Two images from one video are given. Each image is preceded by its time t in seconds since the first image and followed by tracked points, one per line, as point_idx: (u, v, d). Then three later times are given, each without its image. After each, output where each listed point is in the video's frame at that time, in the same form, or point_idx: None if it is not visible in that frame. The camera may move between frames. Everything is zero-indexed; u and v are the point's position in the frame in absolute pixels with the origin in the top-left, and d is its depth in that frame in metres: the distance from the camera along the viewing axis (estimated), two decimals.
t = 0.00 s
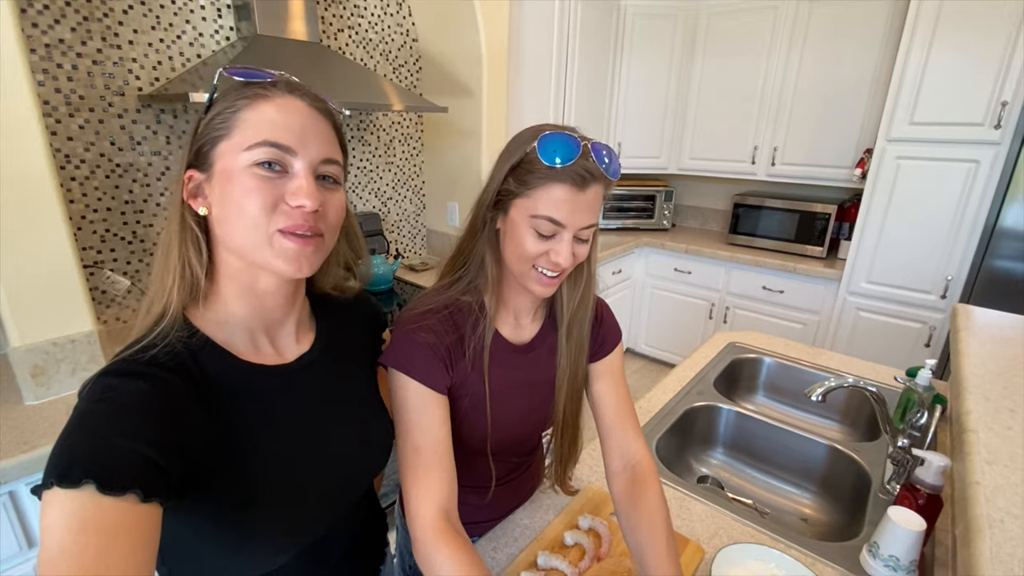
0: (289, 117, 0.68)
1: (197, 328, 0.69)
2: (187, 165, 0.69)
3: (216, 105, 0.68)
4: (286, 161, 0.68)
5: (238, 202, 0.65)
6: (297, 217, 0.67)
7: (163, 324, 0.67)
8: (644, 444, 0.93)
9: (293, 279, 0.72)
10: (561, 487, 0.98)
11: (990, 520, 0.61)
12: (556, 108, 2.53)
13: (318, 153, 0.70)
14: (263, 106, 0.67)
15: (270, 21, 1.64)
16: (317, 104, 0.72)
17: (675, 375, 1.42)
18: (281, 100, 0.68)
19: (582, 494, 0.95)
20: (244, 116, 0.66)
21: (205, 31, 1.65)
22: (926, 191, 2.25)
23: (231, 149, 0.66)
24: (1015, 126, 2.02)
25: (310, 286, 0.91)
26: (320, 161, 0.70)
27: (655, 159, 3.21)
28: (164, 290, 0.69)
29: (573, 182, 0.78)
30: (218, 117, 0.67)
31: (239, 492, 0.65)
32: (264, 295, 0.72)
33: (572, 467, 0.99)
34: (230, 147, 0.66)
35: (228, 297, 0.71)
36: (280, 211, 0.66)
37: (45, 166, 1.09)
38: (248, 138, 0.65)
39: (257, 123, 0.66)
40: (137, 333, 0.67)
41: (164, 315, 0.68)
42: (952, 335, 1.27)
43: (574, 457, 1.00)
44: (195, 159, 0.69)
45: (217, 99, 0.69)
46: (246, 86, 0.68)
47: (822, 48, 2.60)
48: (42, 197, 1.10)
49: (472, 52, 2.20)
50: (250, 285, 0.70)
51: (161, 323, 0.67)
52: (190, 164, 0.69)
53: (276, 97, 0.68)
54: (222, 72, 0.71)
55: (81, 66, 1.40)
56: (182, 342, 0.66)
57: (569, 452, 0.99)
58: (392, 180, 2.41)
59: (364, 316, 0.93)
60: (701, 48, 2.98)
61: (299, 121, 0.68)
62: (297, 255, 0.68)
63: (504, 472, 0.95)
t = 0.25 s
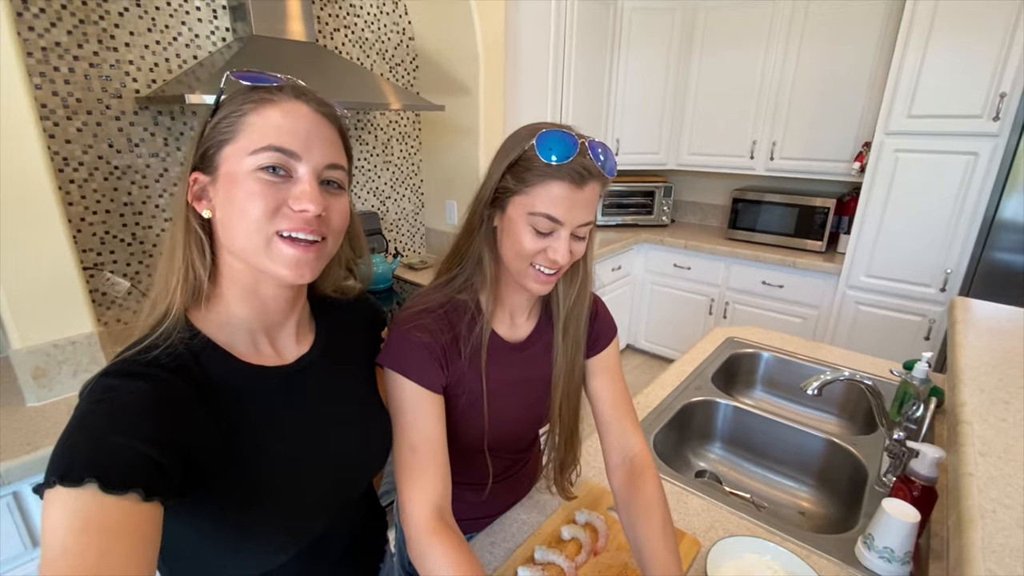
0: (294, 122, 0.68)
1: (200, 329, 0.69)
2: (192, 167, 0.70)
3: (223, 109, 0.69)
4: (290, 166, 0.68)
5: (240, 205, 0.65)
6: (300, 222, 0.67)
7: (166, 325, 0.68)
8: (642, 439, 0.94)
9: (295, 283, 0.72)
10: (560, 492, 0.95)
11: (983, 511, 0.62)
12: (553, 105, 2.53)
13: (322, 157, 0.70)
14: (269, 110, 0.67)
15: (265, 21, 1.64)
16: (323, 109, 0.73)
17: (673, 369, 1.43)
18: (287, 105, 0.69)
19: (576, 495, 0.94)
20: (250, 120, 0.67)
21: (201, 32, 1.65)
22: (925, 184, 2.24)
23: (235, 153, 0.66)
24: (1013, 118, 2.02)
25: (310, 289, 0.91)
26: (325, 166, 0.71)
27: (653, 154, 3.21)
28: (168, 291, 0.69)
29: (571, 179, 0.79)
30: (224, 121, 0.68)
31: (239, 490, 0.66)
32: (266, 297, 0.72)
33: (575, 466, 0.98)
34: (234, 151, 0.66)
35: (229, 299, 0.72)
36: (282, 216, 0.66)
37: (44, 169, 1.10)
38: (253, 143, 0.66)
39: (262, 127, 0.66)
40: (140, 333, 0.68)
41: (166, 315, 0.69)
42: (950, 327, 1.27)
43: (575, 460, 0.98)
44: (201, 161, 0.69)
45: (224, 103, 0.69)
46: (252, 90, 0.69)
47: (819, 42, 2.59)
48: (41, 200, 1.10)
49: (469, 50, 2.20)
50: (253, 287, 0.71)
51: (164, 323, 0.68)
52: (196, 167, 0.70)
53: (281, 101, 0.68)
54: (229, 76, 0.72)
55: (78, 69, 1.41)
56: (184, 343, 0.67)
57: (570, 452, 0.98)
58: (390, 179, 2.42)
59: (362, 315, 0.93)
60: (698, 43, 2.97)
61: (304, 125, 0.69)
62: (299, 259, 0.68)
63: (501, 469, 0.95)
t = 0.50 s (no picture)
0: (286, 121, 0.67)
1: (195, 331, 0.69)
2: (185, 168, 0.69)
3: (214, 109, 0.68)
4: (283, 167, 0.67)
5: (234, 207, 0.65)
6: (294, 224, 0.67)
7: (162, 327, 0.67)
8: (640, 440, 0.93)
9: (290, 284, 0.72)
10: (556, 486, 0.97)
11: (986, 512, 0.61)
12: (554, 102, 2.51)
13: (315, 157, 0.69)
14: (260, 109, 0.67)
15: (263, 19, 1.62)
16: (316, 107, 0.72)
17: (673, 368, 1.42)
18: (278, 104, 0.68)
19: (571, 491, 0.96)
20: (241, 120, 0.66)
21: (199, 31, 1.64)
22: (928, 180, 2.22)
23: (227, 154, 0.66)
24: (1018, 113, 2.00)
25: (307, 289, 0.91)
26: (318, 166, 0.70)
27: (655, 151, 3.19)
28: (163, 292, 0.69)
29: (566, 178, 0.78)
30: (216, 122, 0.67)
31: (235, 493, 0.65)
32: (262, 298, 0.71)
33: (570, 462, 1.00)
34: (226, 153, 0.66)
35: (224, 300, 0.71)
36: (276, 217, 0.66)
37: (39, 168, 1.09)
38: (245, 144, 0.65)
39: (253, 128, 0.66)
40: (136, 334, 0.67)
41: (163, 316, 0.68)
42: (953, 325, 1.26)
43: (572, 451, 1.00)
44: (194, 162, 0.69)
45: (215, 103, 0.68)
46: (240, 89, 0.68)
47: (822, 37, 2.57)
48: (38, 199, 1.10)
49: (468, 47, 2.19)
50: (247, 288, 0.70)
51: (160, 324, 0.67)
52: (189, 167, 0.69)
53: (273, 101, 0.68)
54: (219, 76, 0.71)
55: (75, 68, 1.40)
56: (179, 345, 0.66)
57: (566, 447, 0.99)
58: (390, 177, 2.41)
59: (359, 316, 0.92)
60: (699, 38, 2.95)
61: (297, 125, 0.68)
62: (294, 260, 0.67)
63: (499, 469, 0.95)
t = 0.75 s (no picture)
0: (281, 120, 0.66)
1: (189, 332, 0.68)
2: (180, 169, 0.68)
3: (209, 109, 0.67)
4: (278, 164, 0.66)
5: (228, 206, 0.64)
6: (289, 220, 0.66)
7: (156, 329, 0.66)
8: (637, 442, 0.92)
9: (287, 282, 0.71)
10: (555, 486, 0.97)
11: (990, 518, 0.60)
12: (555, 100, 2.50)
13: (311, 155, 0.69)
14: (255, 108, 0.66)
15: (262, 16, 1.61)
16: (310, 106, 0.71)
17: (675, 368, 1.41)
18: (272, 103, 0.67)
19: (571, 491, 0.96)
20: (236, 119, 0.65)
21: (198, 29, 1.63)
22: (933, 179, 2.21)
23: (222, 152, 0.65)
24: None
25: (304, 290, 0.90)
26: (313, 163, 0.69)
27: (657, 149, 3.17)
28: (158, 295, 0.68)
29: (564, 179, 0.77)
30: (210, 123, 0.66)
31: (231, 495, 0.65)
32: (257, 299, 0.71)
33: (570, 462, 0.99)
34: (221, 151, 0.65)
35: (219, 302, 0.70)
36: (272, 215, 0.65)
37: (36, 166, 1.08)
38: (239, 141, 0.64)
39: (248, 126, 0.65)
40: (130, 337, 0.67)
41: (157, 318, 0.68)
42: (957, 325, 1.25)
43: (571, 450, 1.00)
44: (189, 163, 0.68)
45: (210, 103, 0.67)
46: (235, 90, 0.67)
47: (826, 34, 2.55)
48: (35, 198, 1.09)
49: (468, 44, 2.18)
50: (243, 289, 0.70)
51: (154, 327, 0.67)
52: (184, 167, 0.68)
53: (268, 100, 0.67)
54: (213, 76, 0.71)
55: (73, 67, 1.40)
56: (173, 347, 0.66)
57: (566, 445, 0.99)
58: (390, 176, 2.40)
59: (357, 317, 0.92)
60: (702, 35, 2.93)
61: (291, 123, 0.67)
62: (291, 258, 0.67)
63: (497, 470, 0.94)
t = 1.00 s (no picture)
0: (288, 126, 0.67)
1: (194, 335, 0.68)
2: (187, 172, 0.68)
3: (217, 113, 0.67)
4: (285, 171, 0.67)
5: (234, 210, 0.64)
6: (294, 226, 0.66)
7: (161, 331, 0.66)
8: (635, 444, 0.93)
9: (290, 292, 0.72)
10: (554, 490, 0.96)
11: (988, 520, 0.60)
12: (556, 99, 2.50)
13: (317, 162, 0.69)
14: (262, 114, 0.66)
15: (263, 16, 1.61)
16: (318, 112, 0.71)
17: (675, 368, 1.41)
18: (280, 108, 0.67)
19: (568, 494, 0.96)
20: (244, 125, 0.65)
21: (198, 28, 1.63)
22: (934, 178, 2.20)
23: (230, 156, 0.65)
24: None
25: (306, 293, 0.90)
26: (319, 171, 0.69)
27: (658, 148, 3.17)
28: (163, 297, 0.68)
29: (567, 178, 0.77)
30: (217, 126, 0.66)
31: (235, 496, 0.65)
32: (261, 302, 0.71)
33: (568, 463, 0.99)
34: (229, 155, 0.65)
35: (223, 304, 0.70)
36: (278, 221, 0.65)
37: (37, 166, 1.09)
38: (249, 147, 0.65)
39: (256, 132, 0.65)
40: (135, 338, 0.67)
41: (161, 321, 0.68)
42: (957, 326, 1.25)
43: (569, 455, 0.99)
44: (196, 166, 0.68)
45: (219, 107, 0.67)
46: (246, 95, 0.67)
47: (827, 33, 2.54)
48: (37, 198, 1.09)
49: (469, 43, 2.18)
50: (247, 292, 0.70)
51: (159, 329, 0.67)
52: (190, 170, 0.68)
53: (276, 105, 0.67)
54: (223, 81, 0.71)
55: (73, 66, 1.40)
56: (178, 349, 0.66)
57: (565, 445, 0.99)
58: (391, 174, 2.40)
59: (358, 318, 0.92)
60: (703, 33, 2.92)
61: (298, 129, 0.67)
62: (294, 267, 0.67)
63: (497, 470, 0.95)
